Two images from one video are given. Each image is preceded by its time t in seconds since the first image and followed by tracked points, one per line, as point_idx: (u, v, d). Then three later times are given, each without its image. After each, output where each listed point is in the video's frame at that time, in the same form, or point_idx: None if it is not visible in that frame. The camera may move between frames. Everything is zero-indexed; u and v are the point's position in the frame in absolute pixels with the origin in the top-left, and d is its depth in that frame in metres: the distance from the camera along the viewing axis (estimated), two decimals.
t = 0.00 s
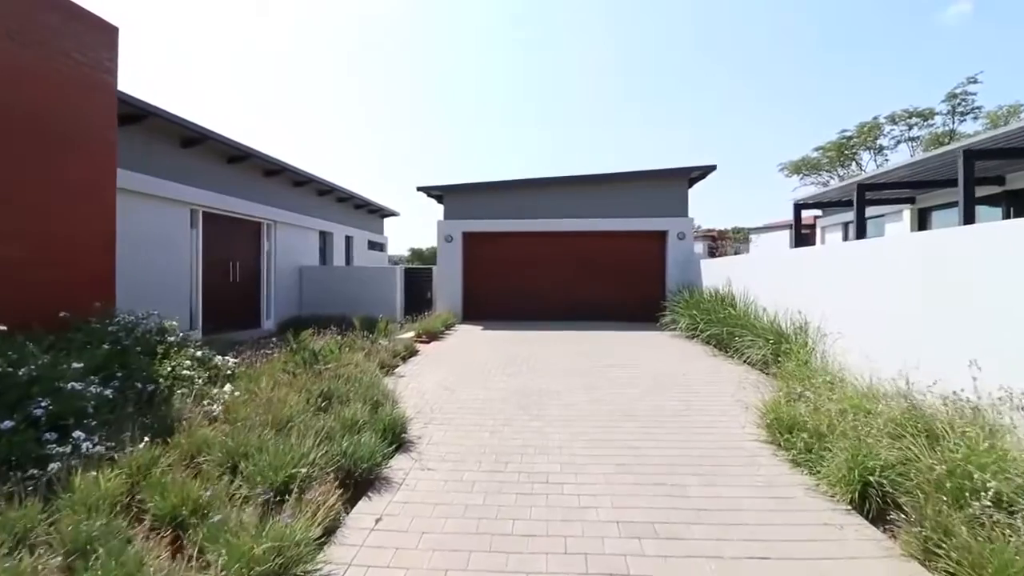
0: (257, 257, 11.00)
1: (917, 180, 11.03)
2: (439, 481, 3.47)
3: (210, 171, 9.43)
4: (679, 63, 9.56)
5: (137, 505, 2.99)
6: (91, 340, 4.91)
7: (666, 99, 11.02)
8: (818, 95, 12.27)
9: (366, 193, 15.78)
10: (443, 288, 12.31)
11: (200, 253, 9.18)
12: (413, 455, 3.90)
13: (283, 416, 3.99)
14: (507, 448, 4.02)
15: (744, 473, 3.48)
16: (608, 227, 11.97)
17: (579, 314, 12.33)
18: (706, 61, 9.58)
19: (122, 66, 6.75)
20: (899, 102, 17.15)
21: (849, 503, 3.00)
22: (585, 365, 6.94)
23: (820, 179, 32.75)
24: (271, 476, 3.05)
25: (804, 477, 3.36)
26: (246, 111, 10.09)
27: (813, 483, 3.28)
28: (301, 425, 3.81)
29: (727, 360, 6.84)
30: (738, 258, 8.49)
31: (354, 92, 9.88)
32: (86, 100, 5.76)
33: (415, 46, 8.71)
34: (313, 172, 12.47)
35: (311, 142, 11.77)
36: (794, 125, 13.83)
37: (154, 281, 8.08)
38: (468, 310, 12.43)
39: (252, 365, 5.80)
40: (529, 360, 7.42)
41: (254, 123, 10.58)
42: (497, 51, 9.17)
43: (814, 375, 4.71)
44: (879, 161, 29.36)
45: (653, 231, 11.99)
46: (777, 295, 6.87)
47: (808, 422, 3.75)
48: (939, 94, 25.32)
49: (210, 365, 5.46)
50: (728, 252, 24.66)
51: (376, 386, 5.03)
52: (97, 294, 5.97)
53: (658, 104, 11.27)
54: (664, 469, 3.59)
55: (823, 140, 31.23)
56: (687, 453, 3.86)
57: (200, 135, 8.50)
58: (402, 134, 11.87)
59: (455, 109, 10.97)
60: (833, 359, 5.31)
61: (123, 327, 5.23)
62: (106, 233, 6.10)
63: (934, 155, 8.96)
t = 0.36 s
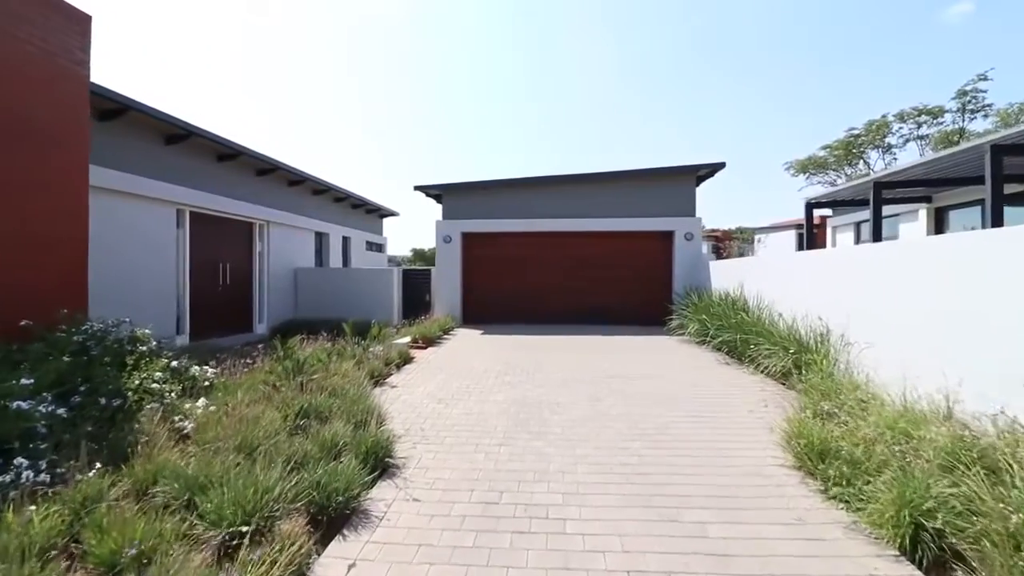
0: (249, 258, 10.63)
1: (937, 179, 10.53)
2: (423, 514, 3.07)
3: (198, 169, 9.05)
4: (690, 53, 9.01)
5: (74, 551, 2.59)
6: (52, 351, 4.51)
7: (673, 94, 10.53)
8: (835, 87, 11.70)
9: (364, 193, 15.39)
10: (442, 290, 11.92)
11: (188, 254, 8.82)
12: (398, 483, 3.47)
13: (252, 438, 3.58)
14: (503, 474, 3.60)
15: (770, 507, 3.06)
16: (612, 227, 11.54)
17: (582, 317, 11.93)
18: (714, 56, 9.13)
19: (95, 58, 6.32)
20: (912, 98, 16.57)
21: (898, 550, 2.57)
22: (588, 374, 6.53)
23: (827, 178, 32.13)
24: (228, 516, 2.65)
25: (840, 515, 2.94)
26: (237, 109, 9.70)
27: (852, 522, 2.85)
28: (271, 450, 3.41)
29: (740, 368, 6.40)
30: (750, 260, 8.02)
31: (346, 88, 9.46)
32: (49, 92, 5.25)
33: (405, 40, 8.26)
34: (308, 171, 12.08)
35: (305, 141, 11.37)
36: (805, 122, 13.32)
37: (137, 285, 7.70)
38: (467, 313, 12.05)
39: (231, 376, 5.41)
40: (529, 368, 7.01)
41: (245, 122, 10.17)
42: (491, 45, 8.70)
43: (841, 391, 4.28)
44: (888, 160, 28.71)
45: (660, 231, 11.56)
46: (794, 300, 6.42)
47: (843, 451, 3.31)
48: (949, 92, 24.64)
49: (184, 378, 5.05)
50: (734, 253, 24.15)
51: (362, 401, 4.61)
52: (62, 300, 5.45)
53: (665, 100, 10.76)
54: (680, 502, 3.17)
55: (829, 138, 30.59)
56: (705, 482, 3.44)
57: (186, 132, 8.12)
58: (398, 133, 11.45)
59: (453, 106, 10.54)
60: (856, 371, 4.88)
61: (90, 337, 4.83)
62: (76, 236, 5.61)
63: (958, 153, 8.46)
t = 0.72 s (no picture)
0: (253, 258, 10.37)
1: (975, 174, 9.90)
2: (416, 549, 2.68)
3: (200, 166, 8.78)
4: (710, 45, 8.45)
5: None
6: (27, 358, 4.22)
7: (691, 91, 10.03)
8: (864, 79, 11.03)
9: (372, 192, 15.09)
10: (450, 291, 11.57)
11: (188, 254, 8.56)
12: (391, 510, 3.08)
13: (231, 456, 3.23)
14: (509, 499, 3.20)
15: (818, 548, 2.62)
16: (627, 226, 11.08)
17: (595, 320, 11.50)
18: (744, 45, 8.53)
19: (85, 47, 6.03)
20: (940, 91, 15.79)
21: None
22: (602, 382, 6.10)
23: (847, 176, 31.17)
24: (188, 555, 2.29)
25: (903, 560, 2.49)
26: (239, 105, 9.42)
27: (920, 570, 2.40)
28: (249, 472, 3.06)
29: (767, 376, 5.93)
30: (777, 258, 7.52)
31: (350, 84, 9.13)
32: (34, 86, 4.95)
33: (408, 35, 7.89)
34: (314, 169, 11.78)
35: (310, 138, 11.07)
36: (830, 118, 12.69)
37: (136, 285, 7.44)
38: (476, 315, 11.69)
39: (221, 383, 5.08)
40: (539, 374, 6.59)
41: (248, 118, 9.89)
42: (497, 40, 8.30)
43: (890, 408, 3.81)
44: (910, 157, 27.71)
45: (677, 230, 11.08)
46: (827, 304, 5.91)
47: (904, 483, 2.85)
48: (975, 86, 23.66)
49: (170, 385, 4.72)
50: (751, 253, 23.46)
51: (356, 413, 4.24)
52: (42, 301, 5.09)
53: (682, 96, 10.21)
54: (713, 539, 2.73)
55: (849, 135, 29.65)
56: (739, 513, 3.01)
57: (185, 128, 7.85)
58: (405, 130, 11.09)
59: (462, 102, 10.15)
60: (900, 384, 4.42)
61: (70, 341, 4.53)
62: (61, 235, 5.29)
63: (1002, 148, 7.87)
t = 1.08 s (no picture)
0: (262, 260, 10.14)
1: None
2: None
3: (205, 166, 8.53)
4: (734, 36, 7.86)
5: None
6: (3, 367, 3.95)
7: (715, 85, 9.45)
8: (901, 70, 10.30)
9: (384, 192, 14.79)
10: (462, 294, 11.20)
11: (193, 256, 8.33)
12: (382, 549, 2.68)
13: (204, 483, 2.87)
14: (515, 538, 2.78)
15: None
16: (647, 225, 10.57)
17: (613, 324, 11.04)
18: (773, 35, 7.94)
19: (78, 41, 5.78)
20: (982, 82, 14.82)
21: None
22: (622, 393, 5.63)
23: (875, 173, 29.99)
24: None
25: None
26: (246, 103, 9.17)
27: None
28: (220, 510, 2.70)
29: (804, 390, 5.41)
30: (813, 259, 6.95)
31: (357, 83, 8.79)
32: (17, 79, 4.68)
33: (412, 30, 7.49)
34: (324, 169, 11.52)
35: (319, 135, 10.78)
36: (865, 112, 11.95)
37: (139, 288, 7.22)
38: (488, 318, 11.32)
39: (213, 395, 4.77)
40: (553, 384, 6.15)
41: (254, 116, 9.63)
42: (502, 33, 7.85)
43: (960, 435, 3.28)
44: (942, 153, 26.49)
45: (700, 229, 10.54)
46: (873, 311, 5.34)
47: (990, 532, 2.35)
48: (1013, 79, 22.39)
49: (159, 396, 4.43)
50: (774, 254, 22.65)
51: (351, 432, 3.86)
52: (25, 307, 4.78)
53: (704, 91, 9.61)
54: None
55: (878, 131, 28.47)
56: (782, 558, 2.54)
57: (188, 126, 7.61)
58: (415, 128, 10.72)
59: (472, 100, 9.74)
60: (961, 402, 3.89)
61: (53, 350, 4.28)
62: (45, 239, 4.98)
63: None
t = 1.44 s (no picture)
0: (273, 260, 9.98)
1: None
2: None
3: (214, 165, 8.37)
4: (762, 21, 7.34)
5: None
6: None
7: (743, 76, 8.92)
8: (947, 59, 9.58)
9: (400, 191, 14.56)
10: (476, 295, 10.88)
11: (201, 257, 8.18)
12: None
13: (170, 507, 2.59)
14: None
15: None
16: (670, 223, 10.08)
17: (633, 326, 10.58)
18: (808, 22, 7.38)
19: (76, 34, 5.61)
20: None
21: None
22: (643, 403, 5.21)
23: (909, 169, 28.71)
24: None
25: None
26: (256, 101, 8.99)
27: None
28: (185, 542, 2.39)
29: (845, 402, 4.90)
30: (853, 256, 6.40)
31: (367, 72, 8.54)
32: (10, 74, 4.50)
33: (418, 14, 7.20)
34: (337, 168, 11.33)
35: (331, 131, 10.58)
36: (905, 103, 11.22)
37: (145, 289, 7.07)
38: (503, 320, 10.97)
39: (207, 403, 4.53)
40: (569, 391, 5.76)
41: (265, 114, 9.46)
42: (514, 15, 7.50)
43: None
44: (981, 148, 25.16)
45: (726, 227, 10.01)
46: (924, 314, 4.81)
47: None
48: None
49: (148, 403, 4.21)
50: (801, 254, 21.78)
51: (343, 448, 3.54)
52: (13, 309, 4.57)
53: (731, 81, 9.04)
54: None
55: (913, 125, 27.22)
56: None
57: (195, 123, 7.44)
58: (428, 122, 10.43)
59: (486, 91, 9.40)
60: None
61: (39, 354, 4.10)
62: (40, 241, 4.80)
63: None
